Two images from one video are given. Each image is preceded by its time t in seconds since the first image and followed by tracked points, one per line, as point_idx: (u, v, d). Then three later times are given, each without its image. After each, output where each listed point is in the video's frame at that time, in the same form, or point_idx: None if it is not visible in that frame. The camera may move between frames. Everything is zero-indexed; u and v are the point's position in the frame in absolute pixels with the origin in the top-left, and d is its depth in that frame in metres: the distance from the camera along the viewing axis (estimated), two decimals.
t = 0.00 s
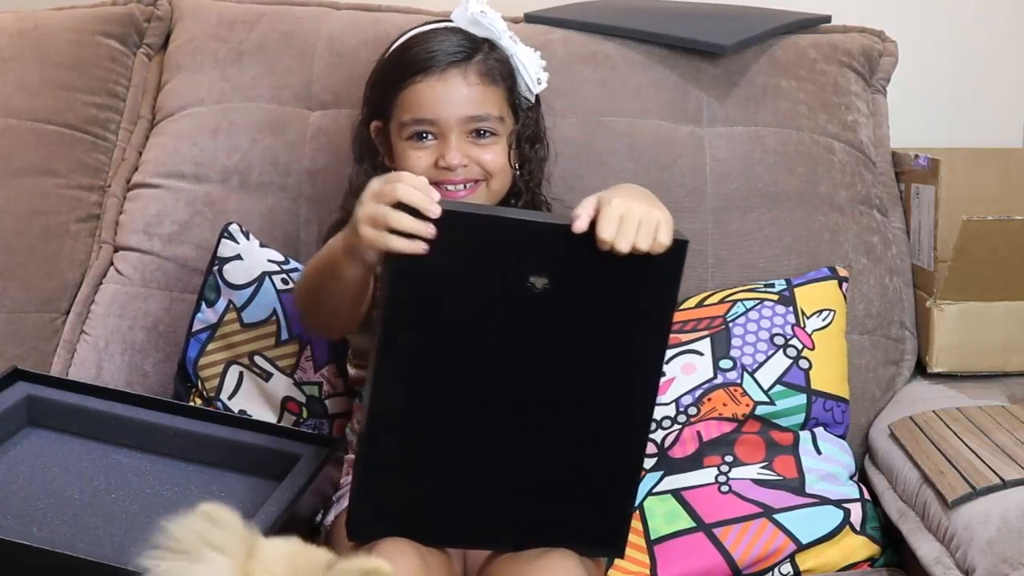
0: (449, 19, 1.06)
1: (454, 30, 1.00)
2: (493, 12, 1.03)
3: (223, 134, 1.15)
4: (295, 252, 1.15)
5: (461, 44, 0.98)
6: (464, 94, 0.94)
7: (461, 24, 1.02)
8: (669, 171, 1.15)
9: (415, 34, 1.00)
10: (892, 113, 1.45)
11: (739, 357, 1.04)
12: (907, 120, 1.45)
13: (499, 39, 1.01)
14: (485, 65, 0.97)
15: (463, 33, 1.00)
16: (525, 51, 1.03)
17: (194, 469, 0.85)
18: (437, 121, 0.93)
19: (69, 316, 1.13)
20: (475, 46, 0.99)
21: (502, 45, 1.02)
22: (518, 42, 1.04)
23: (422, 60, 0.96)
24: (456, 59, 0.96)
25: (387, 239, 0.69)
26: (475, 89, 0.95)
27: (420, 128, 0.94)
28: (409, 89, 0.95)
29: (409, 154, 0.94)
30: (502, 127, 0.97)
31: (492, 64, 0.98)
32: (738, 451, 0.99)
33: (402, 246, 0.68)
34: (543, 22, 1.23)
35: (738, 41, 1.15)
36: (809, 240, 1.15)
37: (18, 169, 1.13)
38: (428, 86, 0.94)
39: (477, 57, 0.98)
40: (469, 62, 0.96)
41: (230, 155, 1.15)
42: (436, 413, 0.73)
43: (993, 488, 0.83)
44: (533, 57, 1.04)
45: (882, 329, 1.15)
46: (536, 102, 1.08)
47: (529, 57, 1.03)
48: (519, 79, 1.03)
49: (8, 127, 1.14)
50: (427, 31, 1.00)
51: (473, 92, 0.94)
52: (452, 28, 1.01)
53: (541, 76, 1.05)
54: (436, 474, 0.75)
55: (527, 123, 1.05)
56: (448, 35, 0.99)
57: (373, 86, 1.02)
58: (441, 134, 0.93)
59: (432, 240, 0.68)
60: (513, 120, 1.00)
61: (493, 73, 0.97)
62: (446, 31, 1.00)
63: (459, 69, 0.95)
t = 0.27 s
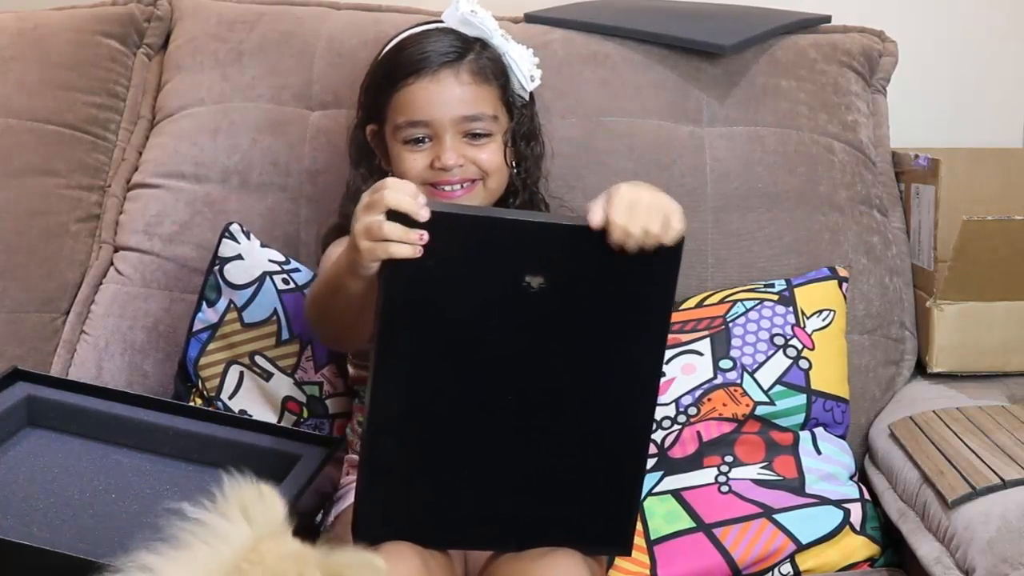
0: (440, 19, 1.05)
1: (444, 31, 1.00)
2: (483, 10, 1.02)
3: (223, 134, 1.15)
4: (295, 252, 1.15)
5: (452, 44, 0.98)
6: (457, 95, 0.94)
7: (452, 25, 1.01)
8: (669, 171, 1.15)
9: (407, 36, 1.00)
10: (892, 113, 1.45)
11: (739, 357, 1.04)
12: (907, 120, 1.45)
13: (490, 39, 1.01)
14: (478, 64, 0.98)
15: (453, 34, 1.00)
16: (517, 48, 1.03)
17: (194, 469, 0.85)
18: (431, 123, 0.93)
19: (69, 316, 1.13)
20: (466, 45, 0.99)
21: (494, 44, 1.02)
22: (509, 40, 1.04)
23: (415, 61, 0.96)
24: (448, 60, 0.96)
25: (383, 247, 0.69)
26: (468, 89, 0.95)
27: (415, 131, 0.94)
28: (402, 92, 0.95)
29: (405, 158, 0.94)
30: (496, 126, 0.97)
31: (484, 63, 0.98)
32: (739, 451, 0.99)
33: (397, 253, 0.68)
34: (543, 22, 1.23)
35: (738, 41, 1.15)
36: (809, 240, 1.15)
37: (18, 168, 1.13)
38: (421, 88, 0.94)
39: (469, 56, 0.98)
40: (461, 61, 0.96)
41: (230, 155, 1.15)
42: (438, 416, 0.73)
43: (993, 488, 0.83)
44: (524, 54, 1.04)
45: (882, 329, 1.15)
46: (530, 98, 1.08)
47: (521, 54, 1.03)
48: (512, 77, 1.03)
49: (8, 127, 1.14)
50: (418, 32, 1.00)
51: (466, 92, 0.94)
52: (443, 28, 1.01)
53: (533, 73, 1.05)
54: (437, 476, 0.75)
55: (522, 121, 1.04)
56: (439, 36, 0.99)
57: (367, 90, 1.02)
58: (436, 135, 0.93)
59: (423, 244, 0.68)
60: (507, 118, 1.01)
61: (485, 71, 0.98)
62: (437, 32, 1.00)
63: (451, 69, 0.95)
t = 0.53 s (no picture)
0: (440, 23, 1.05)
1: (442, 37, 0.99)
2: (483, 18, 1.01)
3: (223, 134, 1.15)
4: (294, 252, 1.15)
5: (450, 52, 0.97)
6: (453, 104, 0.94)
7: (451, 32, 1.00)
8: (669, 171, 1.15)
9: (406, 39, 0.99)
10: (892, 113, 1.45)
11: (739, 357, 1.04)
12: (907, 120, 1.45)
13: (489, 47, 1.01)
14: (474, 73, 0.97)
15: (451, 40, 0.99)
16: (517, 56, 1.02)
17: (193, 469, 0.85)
18: (424, 132, 0.93)
19: (69, 316, 1.13)
20: (463, 53, 0.98)
21: (492, 52, 1.01)
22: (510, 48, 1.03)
23: (411, 68, 0.95)
24: (444, 68, 0.96)
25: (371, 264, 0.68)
26: (463, 100, 0.94)
27: (408, 138, 0.94)
28: (397, 97, 0.95)
29: (397, 164, 0.95)
30: (490, 136, 0.97)
31: (481, 73, 0.98)
32: (739, 451, 0.99)
33: (384, 280, 0.68)
34: (543, 22, 1.23)
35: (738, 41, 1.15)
36: (809, 240, 1.15)
37: (18, 169, 1.13)
38: (416, 96, 0.94)
39: (466, 65, 0.97)
40: (458, 70, 0.96)
41: (230, 155, 1.15)
42: (435, 417, 0.73)
43: (993, 488, 0.83)
44: (525, 62, 1.03)
45: (882, 329, 1.15)
46: (528, 106, 1.07)
47: (520, 63, 1.02)
48: (509, 86, 1.03)
49: (8, 127, 1.14)
50: (417, 36, 0.99)
51: (462, 102, 0.94)
52: (442, 34, 1.00)
53: (534, 81, 1.04)
54: (436, 477, 0.75)
55: (517, 130, 1.04)
56: (437, 42, 0.98)
57: (363, 91, 1.02)
58: (429, 144, 0.93)
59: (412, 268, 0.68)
60: (503, 127, 1.00)
61: (481, 82, 0.97)
62: (436, 37, 0.99)
63: (447, 78, 0.95)
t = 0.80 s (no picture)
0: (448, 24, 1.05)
1: (451, 38, 0.99)
2: (492, 20, 1.01)
3: (223, 134, 1.15)
4: (295, 252, 1.15)
5: (459, 54, 0.97)
6: (461, 106, 0.93)
7: (460, 33, 1.00)
8: (670, 171, 1.15)
9: (413, 39, 0.99)
10: (892, 113, 1.45)
11: (740, 357, 1.04)
12: (907, 120, 1.45)
13: (498, 50, 1.00)
14: (483, 76, 0.97)
15: (460, 41, 0.99)
16: (524, 59, 1.02)
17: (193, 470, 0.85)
18: (432, 132, 0.93)
19: (69, 316, 1.13)
20: (473, 55, 0.98)
21: (500, 54, 1.01)
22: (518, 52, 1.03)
23: (419, 69, 0.95)
24: (453, 69, 0.95)
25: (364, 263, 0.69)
26: (472, 101, 0.94)
27: (416, 139, 0.94)
28: (405, 98, 0.95)
29: (404, 164, 0.95)
30: (497, 138, 0.97)
31: (490, 74, 0.98)
32: (739, 451, 0.99)
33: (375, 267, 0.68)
34: (543, 22, 1.23)
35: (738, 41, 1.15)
36: (809, 240, 1.15)
37: (18, 169, 1.13)
38: (425, 97, 0.94)
39: (475, 67, 0.97)
40: (468, 72, 0.96)
41: (230, 155, 1.15)
42: (432, 420, 0.73)
43: (993, 488, 0.83)
44: (532, 66, 1.03)
45: (882, 329, 1.15)
46: (532, 109, 1.07)
47: (528, 67, 1.02)
48: (516, 88, 1.02)
49: (8, 127, 1.14)
50: (427, 37, 0.99)
51: (470, 104, 0.94)
52: (451, 35, 1.00)
53: (540, 86, 1.04)
54: (432, 479, 0.75)
55: (524, 132, 1.05)
56: (446, 43, 0.98)
57: (368, 90, 1.02)
58: (437, 144, 0.93)
59: (400, 279, 0.68)
60: (510, 130, 1.00)
61: (491, 85, 0.97)
62: (446, 38, 0.99)
63: (457, 79, 0.95)
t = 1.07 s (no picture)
0: (451, 24, 1.05)
1: (456, 37, 0.99)
2: (496, 19, 1.02)
3: (223, 134, 1.15)
4: (295, 252, 1.15)
5: (464, 52, 0.97)
6: (470, 104, 0.93)
7: (465, 32, 1.00)
8: (669, 171, 1.15)
9: (415, 40, 0.99)
10: (892, 113, 1.45)
11: (739, 357, 1.04)
12: (907, 120, 1.45)
13: (503, 48, 1.01)
14: (489, 74, 0.97)
15: (464, 39, 0.99)
16: (527, 56, 1.02)
17: (194, 470, 0.85)
18: (442, 132, 0.93)
19: (69, 316, 1.13)
20: (478, 53, 0.98)
21: (504, 52, 1.01)
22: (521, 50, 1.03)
23: (424, 68, 0.95)
24: (460, 68, 0.95)
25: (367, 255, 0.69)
26: (480, 99, 0.94)
27: (425, 138, 0.94)
28: (412, 97, 0.95)
29: (413, 163, 0.94)
30: (506, 136, 0.97)
31: (496, 72, 0.98)
32: (738, 451, 0.99)
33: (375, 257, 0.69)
34: (543, 22, 1.23)
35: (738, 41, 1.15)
36: (809, 240, 1.15)
37: (18, 168, 1.13)
38: (433, 96, 0.94)
39: (482, 65, 0.97)
40: (475, 70, 0.96)
41: (230, 155, 1.15)
42: (434, 419, 0.73)
43: (993, 488, 0.83)
44: (536, 64, 1.03)
45: (882, 329, 1.15)
46: (536, 106, 1.07)
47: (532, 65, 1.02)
48: (520, 86, 1.03)
49: (8, 127, 1.14)
50: (430, 37, 0.99)
51: (478, 101, 0.94)
52: (455, 34, 1.00)
53: (542, 85, 1.04)
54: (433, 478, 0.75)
55: (528, 130, 1.05)
56: (451, 42, 0.98)
57: (371, 91, 1.01)
58: (447, 143, 0.93)
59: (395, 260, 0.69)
60: (516, 128, 1.00)
61: (498, 83, 0.97)
62: (450, 37, 0.99)
63: (464, 78, 0.95)
